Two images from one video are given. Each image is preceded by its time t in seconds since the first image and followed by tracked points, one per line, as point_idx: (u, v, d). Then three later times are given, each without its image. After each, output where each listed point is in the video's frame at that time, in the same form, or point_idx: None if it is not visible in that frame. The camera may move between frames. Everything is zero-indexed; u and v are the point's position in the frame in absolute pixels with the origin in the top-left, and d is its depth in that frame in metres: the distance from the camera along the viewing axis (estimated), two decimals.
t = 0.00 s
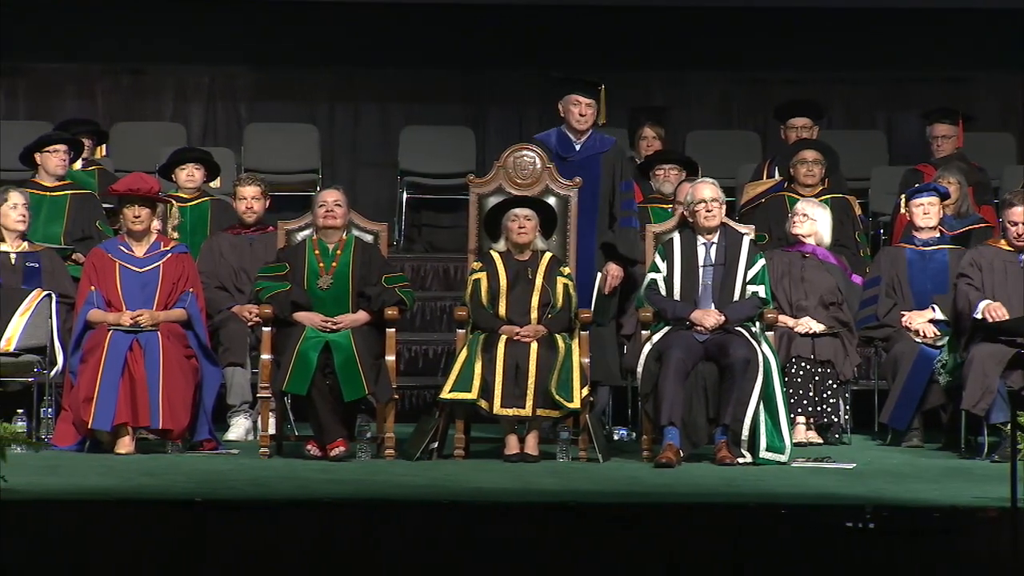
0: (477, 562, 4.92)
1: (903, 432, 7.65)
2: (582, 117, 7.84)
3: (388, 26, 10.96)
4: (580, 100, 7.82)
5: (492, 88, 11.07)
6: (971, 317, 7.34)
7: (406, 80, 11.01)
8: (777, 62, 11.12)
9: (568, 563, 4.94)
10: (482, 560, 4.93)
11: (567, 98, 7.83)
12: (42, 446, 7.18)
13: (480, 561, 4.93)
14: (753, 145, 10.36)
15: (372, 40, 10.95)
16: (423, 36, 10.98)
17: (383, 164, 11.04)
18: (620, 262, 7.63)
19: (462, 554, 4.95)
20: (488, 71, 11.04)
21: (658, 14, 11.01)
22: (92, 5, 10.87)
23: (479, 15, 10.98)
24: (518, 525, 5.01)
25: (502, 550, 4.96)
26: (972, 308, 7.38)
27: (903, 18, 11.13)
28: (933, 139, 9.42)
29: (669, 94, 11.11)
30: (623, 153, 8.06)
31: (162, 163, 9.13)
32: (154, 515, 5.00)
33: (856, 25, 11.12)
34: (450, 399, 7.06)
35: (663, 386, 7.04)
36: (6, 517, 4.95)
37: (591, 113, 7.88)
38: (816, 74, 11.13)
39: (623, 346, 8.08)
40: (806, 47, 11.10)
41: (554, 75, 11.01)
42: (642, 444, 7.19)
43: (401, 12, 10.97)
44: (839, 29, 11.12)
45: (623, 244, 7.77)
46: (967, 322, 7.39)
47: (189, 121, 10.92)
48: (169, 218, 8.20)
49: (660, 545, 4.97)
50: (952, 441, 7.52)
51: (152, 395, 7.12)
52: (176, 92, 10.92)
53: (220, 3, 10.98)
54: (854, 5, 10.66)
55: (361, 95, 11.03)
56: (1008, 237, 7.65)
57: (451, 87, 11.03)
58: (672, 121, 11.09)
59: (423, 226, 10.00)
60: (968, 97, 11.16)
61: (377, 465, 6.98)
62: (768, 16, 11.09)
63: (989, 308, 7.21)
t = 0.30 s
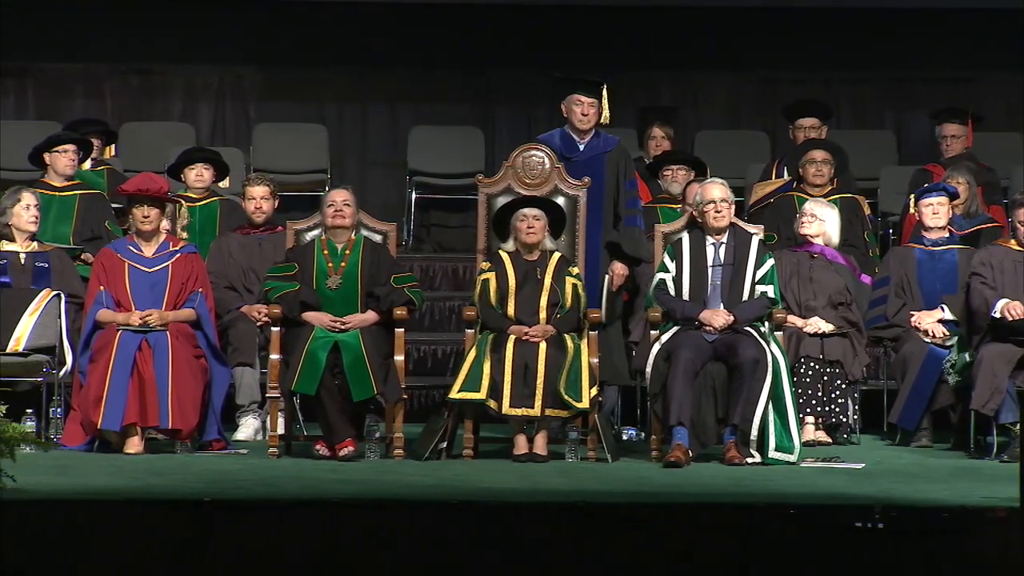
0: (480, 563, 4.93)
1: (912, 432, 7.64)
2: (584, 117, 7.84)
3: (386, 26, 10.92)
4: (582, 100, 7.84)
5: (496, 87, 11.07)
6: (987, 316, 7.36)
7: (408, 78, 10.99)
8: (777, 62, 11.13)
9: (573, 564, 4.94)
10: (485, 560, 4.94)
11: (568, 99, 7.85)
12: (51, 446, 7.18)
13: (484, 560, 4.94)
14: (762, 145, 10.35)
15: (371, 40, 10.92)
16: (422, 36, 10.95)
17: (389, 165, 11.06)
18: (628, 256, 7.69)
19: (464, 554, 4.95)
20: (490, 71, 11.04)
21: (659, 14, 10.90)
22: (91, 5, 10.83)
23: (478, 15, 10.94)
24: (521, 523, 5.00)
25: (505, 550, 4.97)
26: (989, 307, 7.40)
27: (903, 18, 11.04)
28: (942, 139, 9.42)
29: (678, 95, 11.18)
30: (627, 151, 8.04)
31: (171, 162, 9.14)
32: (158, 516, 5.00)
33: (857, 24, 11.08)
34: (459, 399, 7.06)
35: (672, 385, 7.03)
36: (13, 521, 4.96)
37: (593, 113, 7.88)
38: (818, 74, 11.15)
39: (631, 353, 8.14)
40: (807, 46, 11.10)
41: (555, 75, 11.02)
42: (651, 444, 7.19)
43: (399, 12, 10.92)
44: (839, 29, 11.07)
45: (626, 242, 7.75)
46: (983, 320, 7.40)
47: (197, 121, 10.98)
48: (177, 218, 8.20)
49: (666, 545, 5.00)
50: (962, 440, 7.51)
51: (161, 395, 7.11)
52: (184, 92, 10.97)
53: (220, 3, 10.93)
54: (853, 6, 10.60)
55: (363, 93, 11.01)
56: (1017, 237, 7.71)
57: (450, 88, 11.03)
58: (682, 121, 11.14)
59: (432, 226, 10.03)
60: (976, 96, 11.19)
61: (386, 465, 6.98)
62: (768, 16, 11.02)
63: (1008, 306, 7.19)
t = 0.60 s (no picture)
0: (485, 561, 4.92)
1: (918, 432, 7.64)
2: (587, 117, 7.81)
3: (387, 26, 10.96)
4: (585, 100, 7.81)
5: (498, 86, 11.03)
6: (996, 314, 7.28)
7: (410, 78, 10.98)
8: (778, 62, 11.11)
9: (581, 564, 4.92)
10: (492, 559, 4.93)
11: (572, 99, 7.81)
12: (57, 446, 7.18)
13: (490, 558, 4.93)
14: (768, 146, 10.36)
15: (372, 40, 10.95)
16: (423, 36, 10.97)
17: (400, 164, 10.99)
18: (629, 256, 7.67)
19: (470, 554, 4.95)
20: (493, 71, 11.03)
21: (658, 14, 11.01)
22: (92, 5, 10.84)
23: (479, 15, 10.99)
24: (528, 523, 4.99)
25: (510, 549, 4.96)
26: (997, 306, 7.30)
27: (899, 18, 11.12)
28: (948, 139, 9.42)
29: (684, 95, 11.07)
30: (629, 150, 8.01)
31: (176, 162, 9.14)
32: (165, 516, 5.00)
33: (857, 25, 11.13)
34: (465, 399, 7.06)
35: (678, 385, 7.03)
36: (20, 524, 4.97)
37: (596, 114, 7.85)
38: (821, 74, 11.13)
39: (637, 353, 8.15)
40: (807, 46, 11.11)
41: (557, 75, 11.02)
42: (658, 444, 7.18)
43: (400, 13, 10.96)
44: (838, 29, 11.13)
45: (625, 242, 7.73)
46: (991, 319, 7.33)
47: (203, 122, 10.92)
48: (184, 218, 8.19)
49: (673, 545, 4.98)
50: (968, 440, 7.50)
51: (167, 395, 7.12)
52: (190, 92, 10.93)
53: (220, 3, 10.99)
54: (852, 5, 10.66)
55: (364, 92, 11.00)
56: None
57: (450, 88, 11.02)
58: (687, 121, 11.05)
59: (437, 226, 10.03)
60: (982, 95, 11.15)
61: (393, 464, 6.97)
62: (768, 16, 11.07)
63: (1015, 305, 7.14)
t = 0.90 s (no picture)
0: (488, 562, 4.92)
1: (922, 432, 7.64)
2: (591, 119, 7.82)
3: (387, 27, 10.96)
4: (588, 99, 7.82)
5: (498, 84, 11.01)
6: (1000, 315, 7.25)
7: (410, 78, 10.98)
8: (778, 62, 11.11)
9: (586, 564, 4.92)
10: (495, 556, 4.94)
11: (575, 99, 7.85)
12: (61, 446, 7.18)
13: (493, 553, 4.94)
14: (772, 146, 10.35)
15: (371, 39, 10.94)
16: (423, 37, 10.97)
17: (403, 164, 11.00)
18: (630, 257, 7.56)
19: (473, 551, 4.95)
20: (494, 71, 11.02)
21: (658, 14, 10.99)
22: (92, 5, 10.83)
23: (478, 14, 10.99)
24: (530, 526, 4.96)
25: (512, 549, 4.95)
26: (1002, 305, 7.30)
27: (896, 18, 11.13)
28: (952, 139, 9.40)
29: (687, 94, 11.09)
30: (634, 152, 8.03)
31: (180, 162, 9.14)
32: (168, 515, 5.00)
33: (858, 26, 11.13)
34: (469, 399, 7.07)
35: (683, 385, 7.03)
36: (22, 525, 4.95)
37: (599, 115, 7.86)
38: (822, 74, 11.13)
39: (642, 352, 8.15)
40: (808, 46, 11.11)
41: (558, 75, 11.02)
42: (662, 444, 7.19)
43: (400, 13, 10.95)
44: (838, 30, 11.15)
45: (626, 243, 7.63)
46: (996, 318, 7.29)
47: (207, 121, 10.95)
48: (188, 217, 8.17)
49: (681, 542, 4.98)
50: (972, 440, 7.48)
51: (171, 395, 7.11)
52: (194, 92, 10.95)
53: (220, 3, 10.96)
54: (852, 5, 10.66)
55: (365, 92, 10.99)
56: None
57: (450, 88, 11.01)
58: (692, 121, 11.08)
59: (442, 226, 9.94)
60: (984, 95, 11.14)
61: (397, 464, 6.97)
62: (768, 16, 11.05)
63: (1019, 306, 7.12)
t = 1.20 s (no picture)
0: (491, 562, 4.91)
1: (924, 432, 7.65)
2: (599, 136, 7.80)
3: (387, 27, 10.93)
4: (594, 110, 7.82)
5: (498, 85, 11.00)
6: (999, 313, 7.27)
7: (411, 78, 10.97)
8: (779, 61, 11.09)
9: (588, 564, 4.92)
10: (497, 556, 4.93)
11: (584, 108, 7.83)
12: (63, 446, 7.20)
13: (496, 554, 4.94)
14: (774, 146, 10.35)
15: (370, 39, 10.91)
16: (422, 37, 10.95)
17: (405, 163, 11.01)
18: (628, 262, 7.65)
19: (475, 552, 4.95)
20: (494, 71, 11.01)
21: (658, 14, 10.97)
22: (92, 5, 10.81)
23: (478, 15, 10.98)
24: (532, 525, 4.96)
25: (514, 549, 4.95)
26: (1001, 304, 7.32)
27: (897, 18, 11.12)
28: (954, 138, 9.40)
29: (690, 94, 11.11)
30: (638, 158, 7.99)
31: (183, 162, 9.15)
32: (169, 516, 5.00)
33: (858, 26, 11.11)
34: (472, 399, 7.07)
35: (686, 385, 7.04)
36: (23, 527, 4.95)
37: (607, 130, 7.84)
38: (822, 74, 11.12)
39: (644, 352, 8.15)
40: (808, 46, 11.09)
41: (558, 76, 11.01)
42: (664, 444, 7.19)
43: (399, 13, 10.93)
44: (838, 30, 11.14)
45: (627, 250, 7.68)
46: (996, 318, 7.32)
47: (210, 121, 10.96)
48: (190, 217, 8.14)
49: (683, 543, 4.97)
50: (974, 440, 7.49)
51: (173, 395, 7.11)
52: (197, 92, 10.97)
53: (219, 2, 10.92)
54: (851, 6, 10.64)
55: (366, 92, 10.98)
56: None
57: (450, 88, 11.00)
58: (695, 121, 11.10)
59: (444, 225, 9.99)
60: (985, 95, 11.13)
61: (400, 464, 6.98)
62: (768, 16, 11.04)
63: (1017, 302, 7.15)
